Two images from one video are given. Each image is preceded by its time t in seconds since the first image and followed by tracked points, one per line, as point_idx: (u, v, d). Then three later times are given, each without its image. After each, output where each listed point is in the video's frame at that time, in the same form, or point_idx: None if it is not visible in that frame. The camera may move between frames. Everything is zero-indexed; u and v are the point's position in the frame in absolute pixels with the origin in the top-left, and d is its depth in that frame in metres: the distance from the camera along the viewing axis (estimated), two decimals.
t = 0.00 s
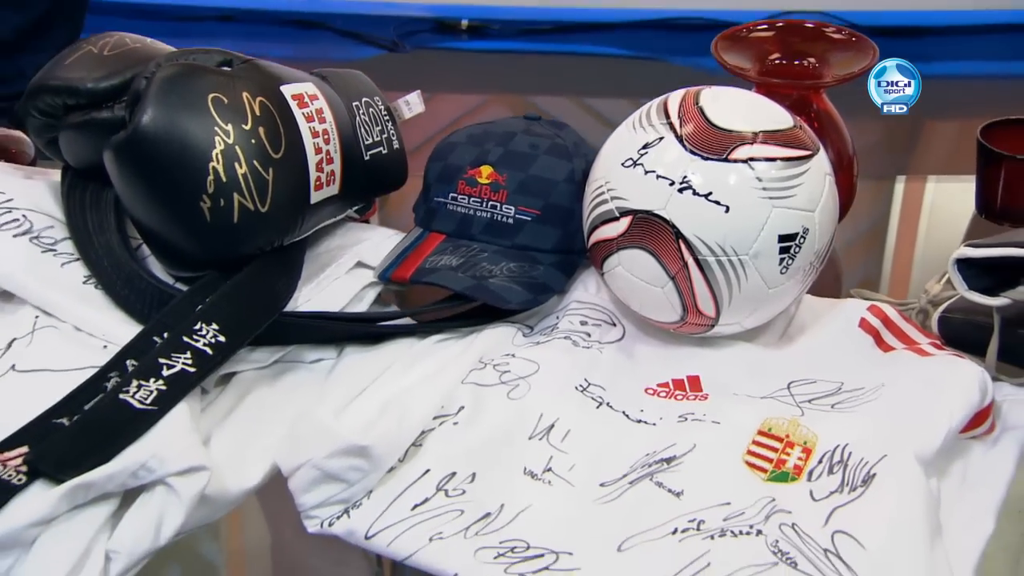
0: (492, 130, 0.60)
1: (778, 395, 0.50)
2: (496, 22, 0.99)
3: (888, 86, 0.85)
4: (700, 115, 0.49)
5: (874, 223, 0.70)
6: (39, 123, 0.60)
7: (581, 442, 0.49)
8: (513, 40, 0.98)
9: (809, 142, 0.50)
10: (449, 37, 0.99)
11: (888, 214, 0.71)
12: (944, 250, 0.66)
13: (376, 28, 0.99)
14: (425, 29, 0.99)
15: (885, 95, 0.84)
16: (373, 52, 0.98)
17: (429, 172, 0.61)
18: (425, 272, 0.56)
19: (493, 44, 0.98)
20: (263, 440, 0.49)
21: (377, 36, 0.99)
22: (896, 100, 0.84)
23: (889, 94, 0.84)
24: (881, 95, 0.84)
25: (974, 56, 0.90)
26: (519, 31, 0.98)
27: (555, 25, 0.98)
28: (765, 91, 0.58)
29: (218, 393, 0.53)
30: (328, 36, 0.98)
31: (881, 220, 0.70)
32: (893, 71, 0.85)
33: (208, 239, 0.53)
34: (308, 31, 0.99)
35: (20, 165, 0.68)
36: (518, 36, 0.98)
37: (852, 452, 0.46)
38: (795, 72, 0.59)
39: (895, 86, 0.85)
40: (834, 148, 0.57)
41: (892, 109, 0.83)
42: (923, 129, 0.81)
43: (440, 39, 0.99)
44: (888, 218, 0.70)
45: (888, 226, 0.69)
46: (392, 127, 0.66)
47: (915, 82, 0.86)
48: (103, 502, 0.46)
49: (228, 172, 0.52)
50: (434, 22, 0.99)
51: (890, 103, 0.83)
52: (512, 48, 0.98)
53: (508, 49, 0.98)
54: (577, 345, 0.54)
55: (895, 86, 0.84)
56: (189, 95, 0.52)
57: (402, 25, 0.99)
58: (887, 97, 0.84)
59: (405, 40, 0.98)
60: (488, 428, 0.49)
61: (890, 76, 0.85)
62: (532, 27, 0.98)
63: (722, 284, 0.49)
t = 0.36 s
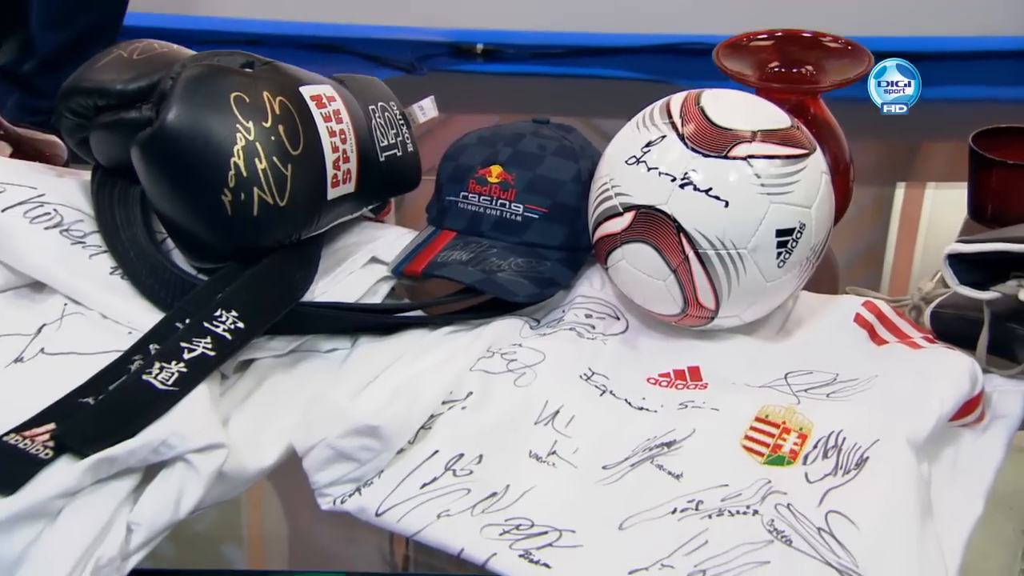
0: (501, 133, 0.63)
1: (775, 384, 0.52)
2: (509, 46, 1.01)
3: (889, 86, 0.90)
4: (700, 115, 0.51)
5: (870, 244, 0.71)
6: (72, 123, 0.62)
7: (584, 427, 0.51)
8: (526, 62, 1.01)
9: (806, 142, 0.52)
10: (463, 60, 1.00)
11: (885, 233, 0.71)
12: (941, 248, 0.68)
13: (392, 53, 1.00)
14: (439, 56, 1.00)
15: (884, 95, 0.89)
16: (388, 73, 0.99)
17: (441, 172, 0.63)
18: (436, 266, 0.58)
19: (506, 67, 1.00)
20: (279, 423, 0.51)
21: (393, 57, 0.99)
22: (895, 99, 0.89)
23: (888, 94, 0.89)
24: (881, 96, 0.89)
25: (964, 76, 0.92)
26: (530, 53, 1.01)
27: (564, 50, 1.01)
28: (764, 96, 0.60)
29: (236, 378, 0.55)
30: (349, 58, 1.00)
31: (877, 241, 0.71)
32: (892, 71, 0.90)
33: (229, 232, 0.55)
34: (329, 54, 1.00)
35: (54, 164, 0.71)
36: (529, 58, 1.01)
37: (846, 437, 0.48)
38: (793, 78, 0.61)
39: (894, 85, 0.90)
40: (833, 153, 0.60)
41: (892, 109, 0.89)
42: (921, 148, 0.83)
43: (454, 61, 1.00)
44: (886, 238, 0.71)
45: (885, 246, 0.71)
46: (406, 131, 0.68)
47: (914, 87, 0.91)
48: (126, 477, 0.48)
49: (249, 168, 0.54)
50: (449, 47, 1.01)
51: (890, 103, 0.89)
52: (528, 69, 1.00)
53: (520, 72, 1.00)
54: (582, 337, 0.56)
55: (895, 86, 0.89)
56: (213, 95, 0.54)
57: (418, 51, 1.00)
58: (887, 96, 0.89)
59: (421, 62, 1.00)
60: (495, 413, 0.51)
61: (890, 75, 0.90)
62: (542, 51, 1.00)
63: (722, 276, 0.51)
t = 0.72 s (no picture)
0: (518, 133, 0.65)
1: (780, 372, 0.54)
2: (528, 65, 0.91)
3: (889, 86, 0.85)
4: (709, 112, 0.53)
5: (879, 258, 0.74)
6: (111, 121, 0.65)
7: (595, 410, 0.53)
8: (546, 84, 0.92)
9: (812, 139, 0.54)
10: (485, 81, 0.92)
11: (893, 249, 0.74)
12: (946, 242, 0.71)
13: (413, 71, 0.91)
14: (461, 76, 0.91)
15: (884, 96, 0.85)
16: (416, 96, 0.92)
17: (461, 171, 0.66)
18: (454, 259, 0.60)
19: (527, 89, 0.92)
20: (302, 402, 0.53)
21: (415, 78, 0.91)
22: (895, 100, 0.85)
23: (888, 94, 0.85)
24: (880, 97, 0.85)
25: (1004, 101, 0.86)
26: (551, 74, 0.91)
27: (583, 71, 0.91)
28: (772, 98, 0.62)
29: (261, 362, 0.57)
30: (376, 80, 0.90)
31: (885, 257, 0.73)
32: (892, 69, 0.85)
33: (256, 223, 0.57)
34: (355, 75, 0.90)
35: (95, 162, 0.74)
36: (550, 80, 0.91)
37: (847, 422, 0.50)
38: (799, 82, 0.63)
39: (894, 85, 0.85)
40: (838, 156, 0.62)
41: (891, 110, 0.85)
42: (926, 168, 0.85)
43: (477, 83, 0.92)
44: (893, 254, 0.74)
45: (892, 261, 0.73)
46: (426, 133, 0.71)
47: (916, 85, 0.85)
48: (155, 450, 0.50)
49: (277, 161, 0.57)
50: (471, 66, 0.91)
51: (889, 105, 0.85)
52: (548, 93, 0.91)
53: (543, 93, 0.92)
54: (594, 326, 0.58)
55: (896, 85, 0.85)
56: (244, 92, 0.57)
57: (440, 69, 0.90)
58: (887, 96, 0.85)
59: (445, 83, 0.92)
60: (509, 396, 0.53)
61: (891, 75, 0.85)
62: (564, 72, 0.91)
63: (730, 267, 0.53)
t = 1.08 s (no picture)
0: (540, 140, 0.68)
1: (791, 366, 0.56)
2: (551, 90, 0.92)
3: (889, 85, 0.79)
4: (724, 116, 0.56)
5: (890, 279, 0.76)
6: (153, 124, 0.67)
7: (611, 400, 0.55)
8: (568, 109, 0.93)
9: (823, 143, 0.56)
10: (509, 106, 0.93)
11: (903, 270, 0.77)
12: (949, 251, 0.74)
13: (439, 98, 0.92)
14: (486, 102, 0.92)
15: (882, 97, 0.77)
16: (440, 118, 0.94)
17: (484, 175, 0.69)
18: (477, 257, 0.62)
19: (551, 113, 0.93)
20: (329, 388, 0.56)
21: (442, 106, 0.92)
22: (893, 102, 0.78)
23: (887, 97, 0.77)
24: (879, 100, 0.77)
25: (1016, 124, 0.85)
26: (574, 99, 0.92)
27: (602, 97, 0.92)
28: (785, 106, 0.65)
29: (291, 351, 0.58)
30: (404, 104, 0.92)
31: (895, 277, 0.76)
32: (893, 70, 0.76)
33: (288, 219, 0.60)
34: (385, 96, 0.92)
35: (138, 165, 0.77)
36: (571, 105, 0.93)
37: (856, 414, 0.52)
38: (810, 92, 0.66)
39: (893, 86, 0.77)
40: (849, 164, 0.64)
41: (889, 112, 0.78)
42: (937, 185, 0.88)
43: (500, 108, 0.93)
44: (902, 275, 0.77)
45: (902, 281, 0.76)
46: (451, 139, 0.74)
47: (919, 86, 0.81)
48: (190, 429, 0.53)
49: (309, 160, 0.59)
50: (497, 92, 0.93)
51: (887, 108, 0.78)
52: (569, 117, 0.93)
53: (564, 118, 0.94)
54: (610, 322, 0.60)
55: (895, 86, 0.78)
56: (279, 95, 0.59)
57: (466, 94, 0.92)
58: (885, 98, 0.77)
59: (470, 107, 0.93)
60: (528, 385, 0.55)
61: (892, 75, 0.79)
62: (581, 96, 0.92)
63: (742, 265, 0.55)
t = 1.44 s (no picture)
0: (563, 152, 0.71)
1: (803, 367, 0.58)
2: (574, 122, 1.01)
3: (888, 85, 0.68)
4: (739, 128, 0.59)
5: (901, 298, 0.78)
6: (198, 136, 0.71)
7: (629, 396, 0.57)
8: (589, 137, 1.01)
9: (833, 154, 0.59)
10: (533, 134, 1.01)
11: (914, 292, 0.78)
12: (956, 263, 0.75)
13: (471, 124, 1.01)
14: (512, 129, 1.00)
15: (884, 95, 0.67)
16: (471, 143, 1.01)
17: (509, 186, 0.72)
18: (502, 262, 0.65)
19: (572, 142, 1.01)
20: (360, 381, 0.58)
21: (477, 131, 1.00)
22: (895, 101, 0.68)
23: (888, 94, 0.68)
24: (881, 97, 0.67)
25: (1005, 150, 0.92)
26: (594, 129, 1.01)
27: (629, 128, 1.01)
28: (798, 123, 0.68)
29: (324, 347, 0.61)
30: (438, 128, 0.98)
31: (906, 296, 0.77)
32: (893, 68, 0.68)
33: (323, 222, 0.63)
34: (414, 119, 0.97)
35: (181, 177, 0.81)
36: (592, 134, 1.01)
37: (865, 412, 0.54)
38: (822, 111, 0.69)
39: (894, 84, 0.68)
40: (860, 179, 0.66)
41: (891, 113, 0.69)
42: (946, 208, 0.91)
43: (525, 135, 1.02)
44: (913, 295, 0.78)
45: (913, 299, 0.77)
46: (478, 153, 0.77)
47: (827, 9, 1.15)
48: (227, 416, 0.55)
49: (343, 167, 0.62)
50: (522, 122, 1.02)
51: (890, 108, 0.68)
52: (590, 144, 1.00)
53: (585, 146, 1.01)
54: (629, 324, 0.63)
55: (897, 85, 0.68)
56: (316, 106, 0.62)
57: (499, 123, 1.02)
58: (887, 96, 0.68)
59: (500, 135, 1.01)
60: (550, 381, 0.58)
61: (892, 74, 0.68)
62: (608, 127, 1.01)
63: (757, 269, 0.57)
